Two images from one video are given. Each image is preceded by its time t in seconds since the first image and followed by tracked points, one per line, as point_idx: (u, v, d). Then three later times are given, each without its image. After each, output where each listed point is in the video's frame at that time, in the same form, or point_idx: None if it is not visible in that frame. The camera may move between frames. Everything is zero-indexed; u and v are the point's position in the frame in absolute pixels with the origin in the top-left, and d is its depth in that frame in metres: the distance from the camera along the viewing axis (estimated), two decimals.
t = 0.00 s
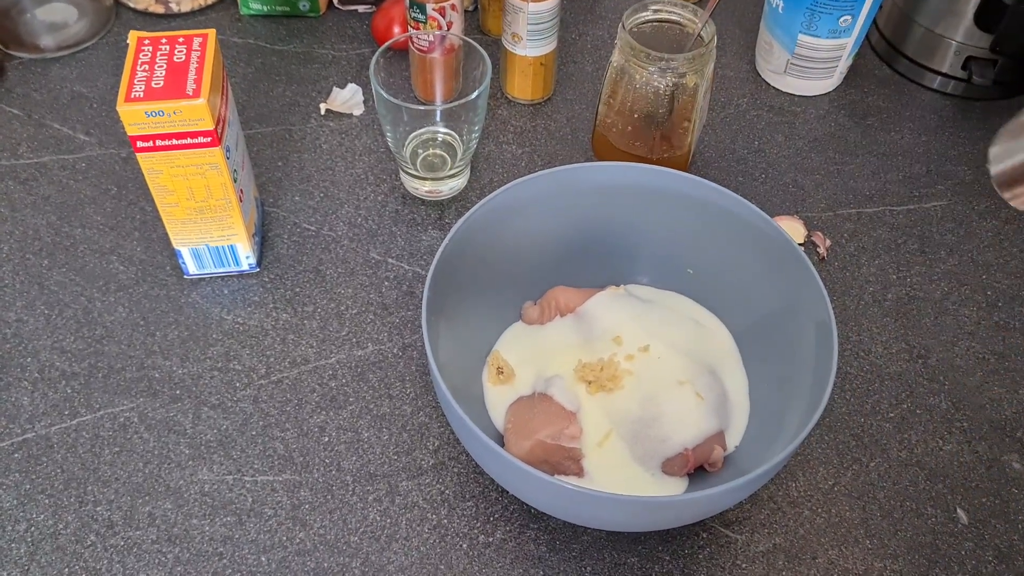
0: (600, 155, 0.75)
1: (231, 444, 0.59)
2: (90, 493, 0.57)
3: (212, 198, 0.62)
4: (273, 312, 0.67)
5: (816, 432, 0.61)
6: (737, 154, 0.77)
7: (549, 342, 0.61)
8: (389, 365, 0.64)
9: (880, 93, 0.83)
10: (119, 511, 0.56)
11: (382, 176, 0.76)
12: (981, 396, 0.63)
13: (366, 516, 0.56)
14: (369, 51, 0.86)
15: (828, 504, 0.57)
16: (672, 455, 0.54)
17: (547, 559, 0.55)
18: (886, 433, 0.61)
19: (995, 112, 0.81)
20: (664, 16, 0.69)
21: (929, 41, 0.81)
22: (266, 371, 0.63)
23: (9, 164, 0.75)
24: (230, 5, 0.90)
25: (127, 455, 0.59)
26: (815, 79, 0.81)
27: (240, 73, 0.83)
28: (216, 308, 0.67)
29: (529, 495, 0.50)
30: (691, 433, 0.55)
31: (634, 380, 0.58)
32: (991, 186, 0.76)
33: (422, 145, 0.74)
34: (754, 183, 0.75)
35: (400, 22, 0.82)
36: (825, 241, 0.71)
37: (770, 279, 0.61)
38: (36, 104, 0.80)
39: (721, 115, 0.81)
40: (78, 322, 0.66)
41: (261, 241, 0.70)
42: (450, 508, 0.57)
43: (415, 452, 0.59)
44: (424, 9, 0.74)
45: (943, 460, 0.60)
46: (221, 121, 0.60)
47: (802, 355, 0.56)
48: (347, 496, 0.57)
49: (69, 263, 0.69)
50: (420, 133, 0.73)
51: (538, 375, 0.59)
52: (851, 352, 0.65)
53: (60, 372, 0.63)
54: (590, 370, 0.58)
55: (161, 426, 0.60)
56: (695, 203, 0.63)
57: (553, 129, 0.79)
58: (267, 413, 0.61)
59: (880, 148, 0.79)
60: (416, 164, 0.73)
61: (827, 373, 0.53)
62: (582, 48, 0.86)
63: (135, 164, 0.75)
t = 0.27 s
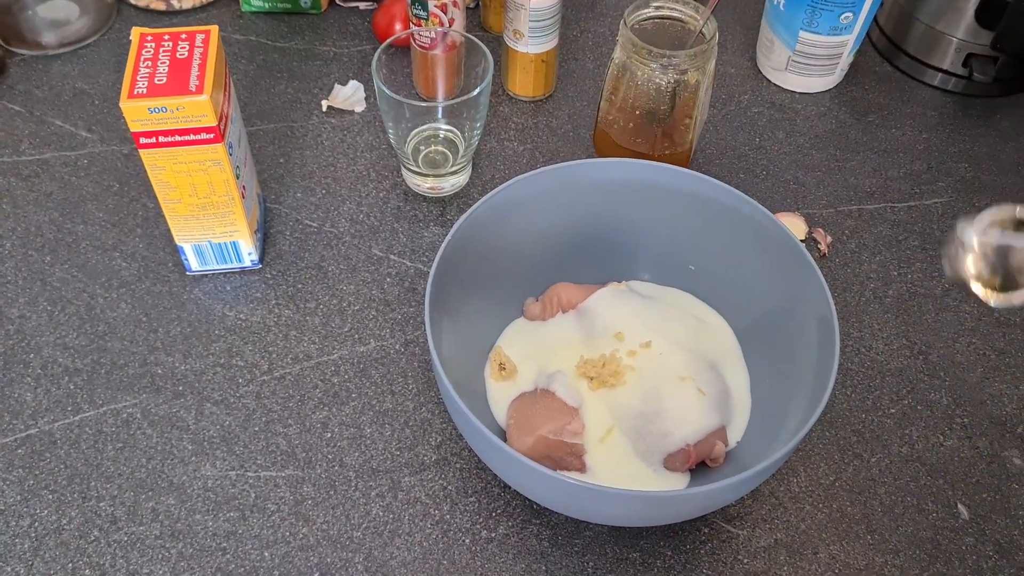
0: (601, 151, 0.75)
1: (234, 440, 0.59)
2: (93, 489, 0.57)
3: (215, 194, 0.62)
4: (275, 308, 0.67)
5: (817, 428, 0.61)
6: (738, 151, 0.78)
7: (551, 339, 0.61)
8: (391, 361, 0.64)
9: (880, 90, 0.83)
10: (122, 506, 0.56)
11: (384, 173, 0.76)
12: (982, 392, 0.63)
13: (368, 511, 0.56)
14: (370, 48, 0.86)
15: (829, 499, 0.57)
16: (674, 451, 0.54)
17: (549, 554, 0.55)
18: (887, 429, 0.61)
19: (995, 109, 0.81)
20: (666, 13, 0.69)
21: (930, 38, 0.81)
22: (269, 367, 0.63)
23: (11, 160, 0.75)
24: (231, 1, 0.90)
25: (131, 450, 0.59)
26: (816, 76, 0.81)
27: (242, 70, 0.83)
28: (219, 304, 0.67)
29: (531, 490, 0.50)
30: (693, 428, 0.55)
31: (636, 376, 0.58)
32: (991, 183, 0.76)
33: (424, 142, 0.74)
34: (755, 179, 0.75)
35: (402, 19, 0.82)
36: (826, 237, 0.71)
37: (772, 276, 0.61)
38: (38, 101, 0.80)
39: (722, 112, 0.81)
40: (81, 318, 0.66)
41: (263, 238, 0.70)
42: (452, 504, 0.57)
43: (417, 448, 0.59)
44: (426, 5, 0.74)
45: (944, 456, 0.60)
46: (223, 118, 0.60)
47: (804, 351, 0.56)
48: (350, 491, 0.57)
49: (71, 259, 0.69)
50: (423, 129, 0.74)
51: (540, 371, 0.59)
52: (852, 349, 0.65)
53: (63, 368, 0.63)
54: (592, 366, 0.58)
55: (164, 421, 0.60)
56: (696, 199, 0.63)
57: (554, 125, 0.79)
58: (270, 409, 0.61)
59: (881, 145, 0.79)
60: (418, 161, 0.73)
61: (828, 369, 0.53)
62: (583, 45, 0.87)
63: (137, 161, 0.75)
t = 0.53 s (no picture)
0: (598, 149, 0.75)
1: (231, 437, 0.60)
2: (90, 485, 0.57)
3: (212, 191, 0.62)
4: (272, 305, 0.67)
5: (814, 425, 0.61)
6: (736, 149, 0.78)
7: (548, 336, 0.61)
8: (388, 358, 0.64)
9: (878, 87, 0.83)
10: (119, 503, 0.56)
11: (381, 170, 0.76)
12: (978, 389, 0.63)
13: (365, 508, 0.56)
14: (368, 46, 0.86)
15: (826, 496, 0.57)
16: (670, 447, 0.54)
17: (546, 551, 0.55)
18: (883, 426, 0.61)
19: (991, 107, 0.82)
20: (663, 11, 0.69)
21: (927, 36, 0.81)
22: (266, 364, 0.63)
23: (8, 158, 0.75)
24: None
25: (128, 447, 0.59)
26: (814, 73, 0.81)
27: (239, 68, 0.83)
28: (216, 301, 0.67)
29: (528, 487, 0.51)
30: (690, 425, 0.55)
31: (632, 373, 0.58)
32: (988, 180, 0.76)
33: (420, 140, 0.74)
34: (752, 177, 0.75)
35: (399, 16, 0.82)
36: (823, 235, 0.71)
37: (769, 273, 0.61)
38: (35, 98, 0.80)
39: (719, 110, 0.81)
40: (78, 315, 0.66)
41: (260, 235, 0.70)
42: (449, 500, 0.57)
43: (414, 445, 0.59)
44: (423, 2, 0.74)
45: (940, 453, 0.60)
46: (220, 115, 0.60)
47: (800, 347, 0.57)
48: (347, 488, 0.57)
49: (68, 257, 0.69)
50: (419, 127, 0.74)
51: (537, 368, 0.59)
52: (848, 346, 0.65)
53: (60, 365, 0.63)
54: (589, 363, 0.58)
55: (161, 418, 0.60)
56: (693, 196, 0.63)
57: (552, 123, 0.79)
58: (267, 406, 0.61)
59: (878, 143, 0.79)
60: (415, 158, 0.73)
61: (825, 365, 0.53)
62: (580, 43, 0.87)
63: (135, 158, 0.75)
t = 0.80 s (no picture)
0: (597, 147, 0.75)
1: (230, 435, 0.60)
2: (88, 483, 0.57)
3: (210, 189, 0.62)
4: (270, 303, 0.67)
5: (812, 422, 0.61)
6: (734, 147, 0.78)
7: (546, 333, 0.61)
8: (387, 356, 0.64)
9: (876, 85, 0.84)
10: (118, 501, 0.56)
11: (380, 168, 0.76)
12: (976, 386, 0.63)
13: (363, 505, 0.56)
14: (366, 44, 0.86)
15: (824, 493, 0.57)
16: (668, 444, 0.54)
17: (544, 548, 0.55)
18: (881, 422, 0.61)
19: (989, 104, 0.82)
20: (661, 8, 0.69)
21: (925, 33, 0.81)
22: (264, 362, 0.63)
23: (7, 156, 0.75)
24: None
25: (126, 445, 0.59)
26: (812, 71, 0.81)
27: (238, 66, 0.83)
28: (214, 299, 0.67)
29: (526, 484, 0.51)
30: (688, 422, 0.55)
31: (630, 370, 0.58)
32: (986, 178, 0.76)
33: (419, 138, 0.74)
34: (750, 174, 0.75)
35: (397, 14, 0.82)
36: (821, 232, 0.71)
37: (766, 270, 0.61)
38: (33, 97, 0.80)
39: (718, 107, 0.81)
40: (76, 314, 0.66)
41: (258, 233, 0.70)
42: (447, 498, 0.57)
43: (413, 443, 0.59)
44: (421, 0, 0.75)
45: (938, 450, 0.60)
46: (218, 113, 0.60)
47: (798, 344, 0.57)
48: (345, 486, 0.57)
49: (66, 255, 0.69)
50: (417, 125, 0.74)
51: (535, 365, 0.59)
52: (846, 343, 0.65)
53: (58, 363, 0.63)
54: (586, 360, 0.58)
55: (160, 416, 0.60)
56: (690, 193, 0.63)
57: (550, 121, 0.79)
58: (265, 404, 0.61)
59: (876, 140, 0.79)
60: (413, 156, 0.73)
61: (822, 362, 0.53)
62: (579, 42, 0.87)
63: (133, 157, 0.75)
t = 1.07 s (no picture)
0: (597, 145, 0.75)
1: (230, 434, 0.60)
2: (89, 482, 0.57)
3: (210, 188, 0.62)
4: (271, 302, 0.67)
5: (812, 420, 0.61)
6: (734, 145, 0.78)
7: (546, 331, 0.61)
8: (387, 355, 0.64)
9: (876, 83, 0.84)
10: (118, 500, 0.56)
11: (380, 167, 0.76)
12: (976, 383, 0.63)
13: (364, 504, 0.56)
14: (366, 43, 0.86)
15: (824, 491, 0.57)
16: (668, 442, 0.54)
17: (545, 546, 0.55)
18: (881, 420, 0.61)
19: (989, 102, 0.82)
20: (661, 6, 0.69)
21: (925, 31, 0.81)
22: (264, 361, 0.63)
23: (6, 155, 0.75)
24: None
25: (127, 444, 0.59)
26: (812, 70, 0.81)
27: (237, 65, 0.83)
28: (214, 298, 0.67)
29: (527, 482, 0.51)
30: (688, 420, 0.55)
31: (631, 368, 0.58)
32: (985, 176, 0.76)
33: (419, 137, 0.73)
34: (750, 173, 0.75)
35: (397, 13, 0.82)
36: (821, 230, 0.71)
37: (767, 267, 0.61)
38: (33, 96, 0.80)
39: (718, 106, 0.81)
40: (77, 313, 0.66)
41: (258, 232, 0.70)
42: (448, 496, 0.57)
43: (413, 441, 0.59)
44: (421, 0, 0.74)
45: (938, 448, 0.60)
46: (218, 112, 0.60)
47: (798, 343, 0.57)
48: (345, 484, 0.57)
49: (67, 254, 0.69)
50: (417, 124, 0.73)
51: (535, 363, 0.59)
52: (846, 341, 0.65)
53: (58, 362, 0.63)
54: (587, 358, 0.58)
55: (160, 415, 0.60)
56: (690, 191, 0.63)
57: (550, 119, 0.79)
58: (266, 403, 0.61)
59: (876, 138, 0.79)
60: (413, 154, 0.73)
61: (823, 361, 0.53)
62: (579, 40, 0.87)
63: (133, 156, 0.75)
